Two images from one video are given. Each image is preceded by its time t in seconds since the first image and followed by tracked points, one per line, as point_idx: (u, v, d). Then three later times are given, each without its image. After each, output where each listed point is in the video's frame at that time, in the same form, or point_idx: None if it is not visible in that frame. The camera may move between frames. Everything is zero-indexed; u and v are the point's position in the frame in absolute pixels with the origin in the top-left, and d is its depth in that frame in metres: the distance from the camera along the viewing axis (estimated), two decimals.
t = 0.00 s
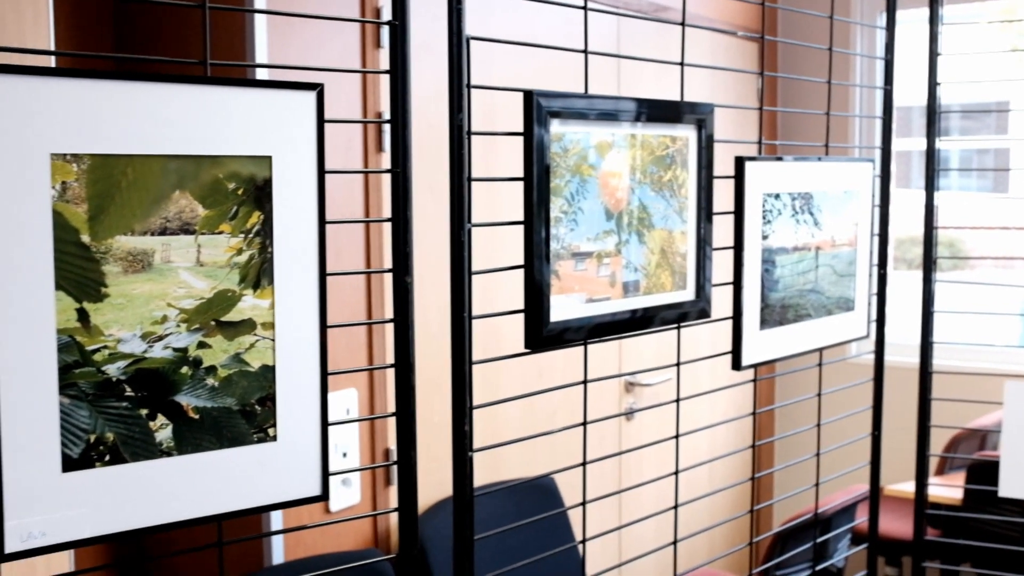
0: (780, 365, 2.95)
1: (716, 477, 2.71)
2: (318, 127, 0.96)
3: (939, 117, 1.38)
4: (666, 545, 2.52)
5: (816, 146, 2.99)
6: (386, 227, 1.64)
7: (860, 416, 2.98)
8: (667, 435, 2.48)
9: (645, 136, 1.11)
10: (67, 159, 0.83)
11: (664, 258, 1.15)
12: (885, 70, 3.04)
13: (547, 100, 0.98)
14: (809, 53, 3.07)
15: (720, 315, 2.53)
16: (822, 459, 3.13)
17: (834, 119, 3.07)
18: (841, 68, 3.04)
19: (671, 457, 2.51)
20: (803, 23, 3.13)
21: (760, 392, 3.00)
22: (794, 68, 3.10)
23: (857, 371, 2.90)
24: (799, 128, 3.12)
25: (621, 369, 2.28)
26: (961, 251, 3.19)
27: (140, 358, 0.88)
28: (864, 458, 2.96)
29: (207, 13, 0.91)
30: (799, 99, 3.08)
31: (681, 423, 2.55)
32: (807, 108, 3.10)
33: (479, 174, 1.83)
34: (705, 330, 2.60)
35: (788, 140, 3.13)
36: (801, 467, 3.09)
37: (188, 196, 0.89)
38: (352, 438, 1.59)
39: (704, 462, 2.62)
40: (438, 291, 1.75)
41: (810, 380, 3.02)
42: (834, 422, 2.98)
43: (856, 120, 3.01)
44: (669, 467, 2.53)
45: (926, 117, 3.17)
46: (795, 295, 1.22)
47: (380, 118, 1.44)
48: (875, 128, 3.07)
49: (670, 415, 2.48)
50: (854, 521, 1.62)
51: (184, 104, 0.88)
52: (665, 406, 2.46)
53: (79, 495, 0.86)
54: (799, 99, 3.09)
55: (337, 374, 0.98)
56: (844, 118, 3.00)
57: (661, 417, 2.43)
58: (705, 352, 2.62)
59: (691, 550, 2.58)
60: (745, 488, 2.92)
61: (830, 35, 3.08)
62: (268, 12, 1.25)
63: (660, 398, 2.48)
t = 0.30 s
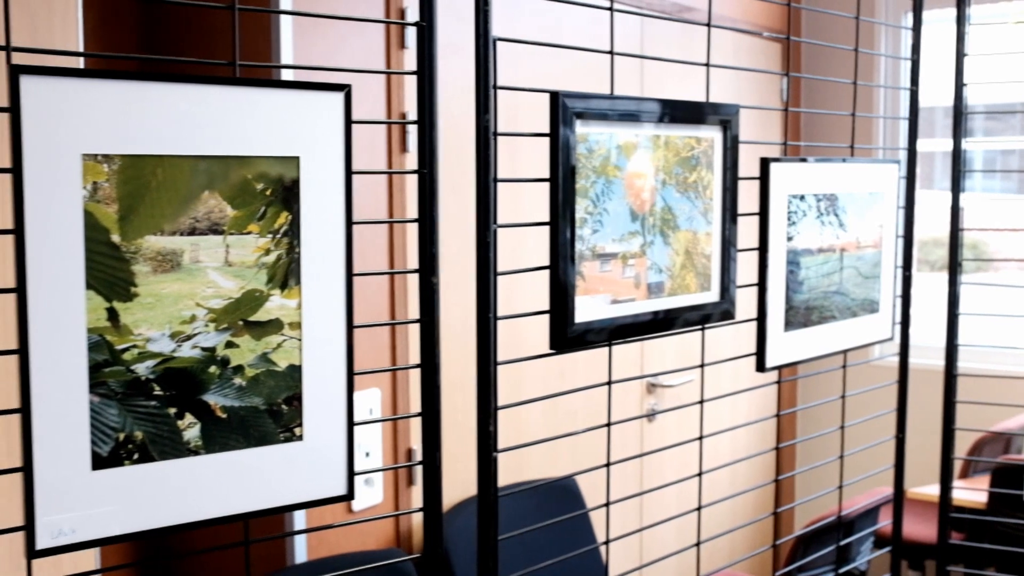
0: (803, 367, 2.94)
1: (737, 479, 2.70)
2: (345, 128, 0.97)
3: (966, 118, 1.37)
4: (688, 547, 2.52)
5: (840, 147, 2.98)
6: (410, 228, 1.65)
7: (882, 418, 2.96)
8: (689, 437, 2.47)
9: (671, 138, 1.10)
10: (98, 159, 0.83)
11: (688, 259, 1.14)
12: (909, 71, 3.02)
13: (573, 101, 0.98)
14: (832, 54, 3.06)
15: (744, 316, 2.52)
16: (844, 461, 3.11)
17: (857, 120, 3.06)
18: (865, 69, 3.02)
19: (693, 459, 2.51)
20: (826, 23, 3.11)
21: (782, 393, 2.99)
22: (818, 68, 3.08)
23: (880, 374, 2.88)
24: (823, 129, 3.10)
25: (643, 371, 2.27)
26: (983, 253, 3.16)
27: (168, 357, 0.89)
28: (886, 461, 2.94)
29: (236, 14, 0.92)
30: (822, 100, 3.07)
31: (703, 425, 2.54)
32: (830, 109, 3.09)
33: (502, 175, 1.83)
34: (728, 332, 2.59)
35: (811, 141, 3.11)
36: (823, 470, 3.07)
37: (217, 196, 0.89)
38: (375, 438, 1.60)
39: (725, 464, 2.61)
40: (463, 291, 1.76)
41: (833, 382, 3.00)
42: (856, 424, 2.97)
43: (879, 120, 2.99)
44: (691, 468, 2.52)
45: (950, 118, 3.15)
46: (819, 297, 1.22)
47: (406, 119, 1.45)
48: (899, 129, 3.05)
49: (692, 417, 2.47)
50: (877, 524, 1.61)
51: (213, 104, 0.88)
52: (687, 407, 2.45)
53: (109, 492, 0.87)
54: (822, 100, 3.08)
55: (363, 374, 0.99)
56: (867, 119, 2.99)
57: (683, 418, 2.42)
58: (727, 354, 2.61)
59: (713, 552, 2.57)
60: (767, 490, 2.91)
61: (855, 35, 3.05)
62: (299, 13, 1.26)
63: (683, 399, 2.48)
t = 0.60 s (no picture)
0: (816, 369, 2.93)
1: (750, 482, 2.70)
2: (362, 129, 0.97)
3: (983, 121, 1.37)
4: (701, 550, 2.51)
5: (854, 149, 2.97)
6: (424, 228, 1.65)
7: (896, 422, 2.95)
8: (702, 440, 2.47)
9: (686, 139, 1.10)
10: (117, 159, 0.84)
11: (703, 261, 1.14)
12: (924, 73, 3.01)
13: (588, 102, 0.98)
14: (848, 56, 3.05)
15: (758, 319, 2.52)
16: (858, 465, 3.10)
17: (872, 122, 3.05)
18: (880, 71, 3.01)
19: (706, 461, 2.51)
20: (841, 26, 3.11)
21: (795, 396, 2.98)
22: (833, 70, 3.08)
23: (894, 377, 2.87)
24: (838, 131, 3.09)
25: (657, 372, 2.27)
26: (998, 256, 3.15)
27: (186, 356, 0.89)
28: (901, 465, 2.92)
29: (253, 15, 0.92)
30: (837, 102, 3.06)
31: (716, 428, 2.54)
32: (845, 111, 3.08)
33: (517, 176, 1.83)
34: (742, 334, 2.58)
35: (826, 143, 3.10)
36: (837, 473, 3.06)
37: (234, 196, 0.90)
38: (388, 438, 1.60)
39: (739, 466, 2.60)
40: (479, 292, 1.76)
41: (848, 385, 2.99)
42: (870, 428, 2.95)
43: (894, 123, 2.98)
44: (705, 471, 2.52)
45: (965, 120, 3.14)
46: (833, 299, 1.22)
47: (422, 121, 1.45)
48: (914, 132, 3.04)
49: (706, 419, 2.47)
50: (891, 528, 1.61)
51: (230, 105, 0.89)
52: (701, 409, 2.45)
53: (126, 491, 0.87)
54: (837, 102, 3.07)
55: (379, 375, 0.99)
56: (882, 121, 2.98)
57: (696, 420, 2.42)
58: (741, 356, 2.61)
59: (726, 555, 2.57)
60: (781, 493, 2.91)
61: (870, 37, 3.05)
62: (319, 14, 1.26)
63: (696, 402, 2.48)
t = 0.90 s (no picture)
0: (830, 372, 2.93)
1: (764, 486, 2.69)
2: (378, 130, 0.97)
3: (999, 123, 1.36)
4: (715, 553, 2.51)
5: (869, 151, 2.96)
6: (438, 230, 1.65)
7: (911, 425, 2.94)
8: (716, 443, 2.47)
9: (701, 142, 1.10)
10: (134, 161, 0.84)
11: (718, 263, 1.14)
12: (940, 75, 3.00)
13: (603, 105, 0.98)
14: (863, 58, 3.04)
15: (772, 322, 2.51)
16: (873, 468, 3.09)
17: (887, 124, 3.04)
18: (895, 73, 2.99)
19: (719, 465, 2.50)
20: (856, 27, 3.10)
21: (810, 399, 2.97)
22: (848, 72, 3.06)
23: (909, 380, 2.85)
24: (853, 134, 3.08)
25: (670, 375, 2.27)
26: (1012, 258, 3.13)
27: (202, 357, 0.89)
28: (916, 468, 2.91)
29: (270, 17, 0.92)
30: (852, 104, 3.05)
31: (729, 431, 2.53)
32: (860, 113, 3.06)
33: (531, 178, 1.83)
34: (755, 337, 2.58)
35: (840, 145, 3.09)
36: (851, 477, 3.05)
37: (251, 198, 0.90)
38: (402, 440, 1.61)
39: (752, 470, 2.60)
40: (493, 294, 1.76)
41: (864, 388, 2.98)
42: (885, 431, 2.94)
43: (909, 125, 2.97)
44: (719, 475, 2.52)
45: (980, 122, 3.12)
46: (848, 302, 1.21)
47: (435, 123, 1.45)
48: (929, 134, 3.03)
49: (720, 422, 2.47)
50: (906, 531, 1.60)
51: (247, 106, 0.89)
52: (715, 412, 2.45)
53: (142, 491, 0.87)
54: (853, 104, 3.06)
55: (394, 376, 0.99)
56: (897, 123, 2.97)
57: (710, 424, 2.42)
58: (755, 359, 2.61)
59: (739, 558, 2.56)
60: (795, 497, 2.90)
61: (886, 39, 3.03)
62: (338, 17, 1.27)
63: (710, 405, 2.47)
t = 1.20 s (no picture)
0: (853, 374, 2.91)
1: (785, 488, 2.68)
2: (401, 129, 0.97)
3: None
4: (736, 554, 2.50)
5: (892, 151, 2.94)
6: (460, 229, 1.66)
7: (934, 427, 2.91)
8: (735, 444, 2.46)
9: (724, 141, 1.10)
10: (158, 159, 0.84)
11: (741, 263, 1.13)
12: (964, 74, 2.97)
13: (627, 103, 0.98)
14: (885, 57, 3.02)
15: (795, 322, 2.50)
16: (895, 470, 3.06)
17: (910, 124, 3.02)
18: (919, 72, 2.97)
19: (741, 466, 2.49)
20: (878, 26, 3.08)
21: (832, 400, 2.95)
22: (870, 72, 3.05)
23: (933, 381, 2.82)
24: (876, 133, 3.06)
25: (691, 375, 2.27)
26: None
27: (225, 356, 0.89)
28: (940, 470, 2.88)
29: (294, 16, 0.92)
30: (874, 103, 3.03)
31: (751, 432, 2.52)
32: (883, 112, 3.04)
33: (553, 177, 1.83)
34: (777, 338, 2.56)
35: (863, 144, 3.07)
36: (874, 479, 3.03)
37: (274, 196, 0.90)
38: (422, 439, 1.61)
39: (773, 472, 2.59)
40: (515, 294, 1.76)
41: (887, 389, 2.95)
42: (908, 432, 2.91)
43: (933, 124, 2.94)
44: (740, 476, 2.51)
45: (1004, 122, 3.09)
46: (872, 302, 1.20)
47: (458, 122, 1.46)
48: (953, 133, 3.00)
49: (743, 422, 2.46)
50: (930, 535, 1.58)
51: (270, 105, 0.89)
52: (736, 413, 2.44)
53: (165, 490, 0.87)
54: (875, 103, 3.05)
55: (416, 375, 0.99)
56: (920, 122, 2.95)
57: (731, 425, 2.41)
58: (777, 360, 2.59)
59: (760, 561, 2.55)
60: (816, 499, 2.88)
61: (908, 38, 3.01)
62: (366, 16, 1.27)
63: (732, 406, 2.46)
